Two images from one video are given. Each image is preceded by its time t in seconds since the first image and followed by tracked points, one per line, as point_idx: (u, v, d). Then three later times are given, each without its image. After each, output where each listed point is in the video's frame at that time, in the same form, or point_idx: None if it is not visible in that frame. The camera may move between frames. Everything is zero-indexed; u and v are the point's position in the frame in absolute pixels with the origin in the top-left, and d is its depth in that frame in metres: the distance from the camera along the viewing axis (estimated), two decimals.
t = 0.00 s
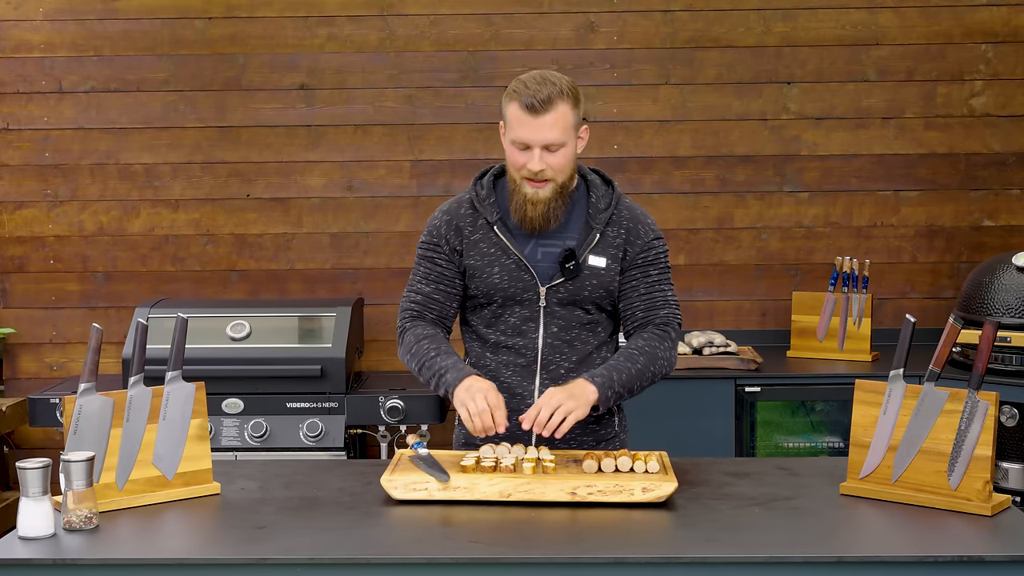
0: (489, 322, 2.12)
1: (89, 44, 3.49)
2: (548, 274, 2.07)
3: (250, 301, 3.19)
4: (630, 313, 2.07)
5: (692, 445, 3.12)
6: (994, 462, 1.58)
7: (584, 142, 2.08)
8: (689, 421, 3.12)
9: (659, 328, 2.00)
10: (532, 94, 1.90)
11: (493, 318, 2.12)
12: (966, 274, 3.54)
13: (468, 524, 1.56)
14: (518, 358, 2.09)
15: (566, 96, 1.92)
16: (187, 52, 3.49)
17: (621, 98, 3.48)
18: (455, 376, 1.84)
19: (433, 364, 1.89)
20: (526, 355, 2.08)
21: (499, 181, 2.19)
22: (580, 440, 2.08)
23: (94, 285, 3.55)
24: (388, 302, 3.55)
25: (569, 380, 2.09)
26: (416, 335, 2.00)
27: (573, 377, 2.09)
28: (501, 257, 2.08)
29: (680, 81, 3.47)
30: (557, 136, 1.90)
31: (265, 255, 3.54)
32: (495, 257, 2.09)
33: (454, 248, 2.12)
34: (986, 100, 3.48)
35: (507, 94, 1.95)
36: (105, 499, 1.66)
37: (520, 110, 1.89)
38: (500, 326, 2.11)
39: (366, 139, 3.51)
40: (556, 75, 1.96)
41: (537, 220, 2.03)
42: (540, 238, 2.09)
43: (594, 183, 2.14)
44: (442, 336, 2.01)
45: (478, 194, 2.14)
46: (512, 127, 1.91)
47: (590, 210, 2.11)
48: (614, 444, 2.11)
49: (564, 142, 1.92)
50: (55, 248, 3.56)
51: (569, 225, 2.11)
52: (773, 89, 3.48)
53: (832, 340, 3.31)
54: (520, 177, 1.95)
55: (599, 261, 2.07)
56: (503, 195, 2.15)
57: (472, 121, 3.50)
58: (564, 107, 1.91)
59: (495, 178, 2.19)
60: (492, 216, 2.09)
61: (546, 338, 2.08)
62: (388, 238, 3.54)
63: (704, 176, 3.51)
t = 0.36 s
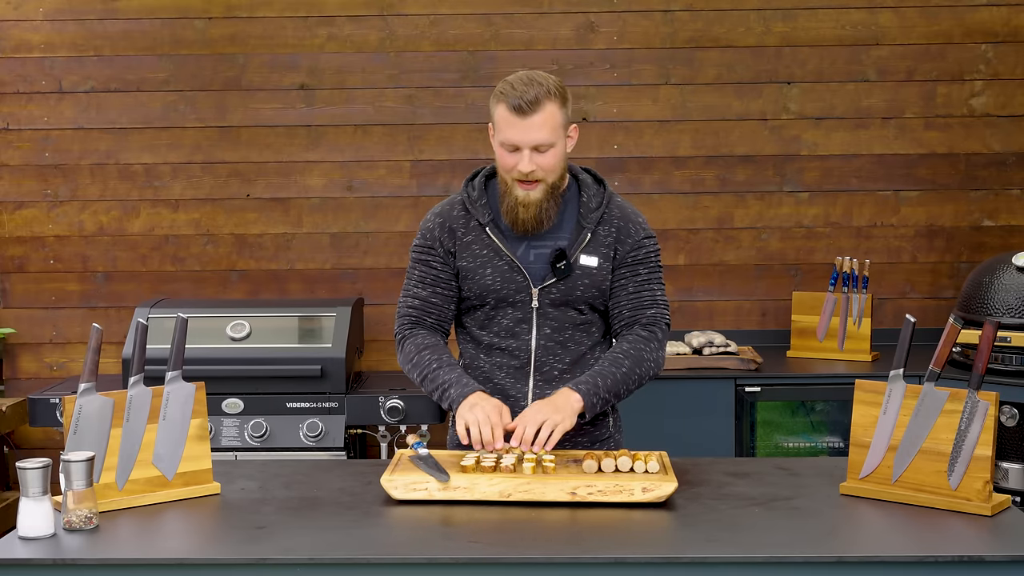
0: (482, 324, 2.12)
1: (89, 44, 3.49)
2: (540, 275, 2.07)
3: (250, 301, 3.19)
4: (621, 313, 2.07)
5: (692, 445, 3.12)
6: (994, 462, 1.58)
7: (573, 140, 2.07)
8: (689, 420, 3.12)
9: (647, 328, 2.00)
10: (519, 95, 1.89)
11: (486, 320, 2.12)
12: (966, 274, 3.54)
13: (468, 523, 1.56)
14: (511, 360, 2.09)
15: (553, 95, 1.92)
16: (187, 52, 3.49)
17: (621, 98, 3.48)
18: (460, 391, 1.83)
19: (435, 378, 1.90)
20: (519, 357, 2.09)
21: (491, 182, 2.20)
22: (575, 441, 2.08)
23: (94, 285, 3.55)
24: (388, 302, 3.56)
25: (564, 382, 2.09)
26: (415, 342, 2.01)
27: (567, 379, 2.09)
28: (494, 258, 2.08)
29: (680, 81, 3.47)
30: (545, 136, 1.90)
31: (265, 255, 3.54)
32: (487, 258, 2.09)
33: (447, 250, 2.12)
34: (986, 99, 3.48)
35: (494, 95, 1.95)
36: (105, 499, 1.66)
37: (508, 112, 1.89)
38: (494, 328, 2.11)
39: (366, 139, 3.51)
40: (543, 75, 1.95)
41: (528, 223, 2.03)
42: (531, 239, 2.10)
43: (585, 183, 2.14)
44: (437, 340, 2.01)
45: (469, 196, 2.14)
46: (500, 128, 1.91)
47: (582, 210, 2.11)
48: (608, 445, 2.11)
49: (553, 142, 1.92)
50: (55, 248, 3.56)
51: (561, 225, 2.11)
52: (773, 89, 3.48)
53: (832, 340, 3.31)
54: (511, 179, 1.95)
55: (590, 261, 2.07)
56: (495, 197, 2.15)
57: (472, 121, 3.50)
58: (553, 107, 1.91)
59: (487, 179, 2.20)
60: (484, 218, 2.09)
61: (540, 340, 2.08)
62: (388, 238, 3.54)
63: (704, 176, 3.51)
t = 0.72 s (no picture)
0: (481, 326, 2.12)
1: (89, 44, 3.49)
2: (538, 275, 2.07)
3: (250, 301, 3.19)
4: (620, 312, 2.07)
5: (692, 445, 3.12)
6: (994, 462, 1.58)
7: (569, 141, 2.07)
8: (689, 421, 3.12)
9: (647, 328, 2.00)
10: (512, 96, 1.90)
11: (484, 321, 2.11)
12: (966, 274, 3.54)
13: (468, 524, 1.56)
14: (510, 361, 2.09)
15: (547, 95, 1.92)
16: (187, 52, 3.49)
17: (621, 98, 3.48)
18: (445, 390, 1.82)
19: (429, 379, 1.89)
20: (518, 358, 2.08)
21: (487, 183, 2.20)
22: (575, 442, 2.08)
23: (94, 285, 3.55)
24: (388, 302, 3.56)
25: (563, 382, 2.09)
26: (413, 344, 2.00)
27: (566, 379, 2.09)
28: (491, 259, 2.08)
29: (680, 81, 3.47)
30: (540, 136, 1.90)
31: (265, 255, 3.54)
32: (484, 259, 2.09)
33: (444, 252, 2.12)
34: (986, 100, 3.48)
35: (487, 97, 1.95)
36: (105, 499, 1.66)
37: (501, 113, 1.89)
38: (492, 329, 2.11)
39: (366, 139, 3.51)
40: (536, 76, 1.96)
41: (523, 222, 2.02)
42: (528, 240, 2.10)
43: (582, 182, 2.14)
44: (435, 343, 2.01)
45: (465, 197, 2.14)
46: (493, 129, 1.91)
47: (578, 209, 2.11)
48: (608, 445, 2.11)
49: (547, 142, 1.92)
50: (55, 248, 3.56)
51: (558, 225, 2.12)
52: (773, 89, 3.48)
53: (832, 339, 3.31)
54: (506, 179, 1.94)
55: (588, 260, 2.07)
56: (491, 198, 2.15)
57: (472, 121, 3.50)
58: (546, 107, 1.91)
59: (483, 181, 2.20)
60: (480, 219, 2.09)
61: (539, 340, 2.08)
62: (388, 238, 3.54)
63: (704, 176, 3.51)
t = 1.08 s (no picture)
0: (480, 327, 2.12)
1: (89, 44, 3.49)
2: (536, 276, 2.07)
3: (250, 301, 3.19)
4: (619, 313, 2.07)
5: (692, 445, 3.12)
6: (994, 462, 1.58)
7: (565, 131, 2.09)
8: (689, 421, 3.12)
9: (647, 328, 2.01)
10: (512, 73, 1.92)
11: (483, 322, 2.11)
12: (966, 274, 3.54)
13: (468, 524, 1.56)
14: (509, 362, 2.09)
15: (547, 76, 1.94)
16: (187, 52, 3.49)
17: (621, 98, 3.48)
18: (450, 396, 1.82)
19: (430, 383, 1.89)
20: (518, 359, 2.08)
21: (484, 183, 2.20)
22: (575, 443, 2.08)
23: (94, 285, 3.55)
24: (388, 302, 3.56)
25: (562, 383, 2.09)
26: (412, 347, 2.00)
27: (565, 380, 2.09)
28: (489, 260, 2.08)
29: (680, 81, 3.47)
30: (542, 110, 1.91)
31: (265, 255, 3.54)
32: (482, 261, 2.08)
33: (441, 254, 2.11)
34: (986, 99, 3.48)
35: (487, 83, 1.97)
36: (105, 499, 1.66)
37: (502, 90, 1.91)
38: (491, 331, 2.11)
39: (366, 139, 3.51)
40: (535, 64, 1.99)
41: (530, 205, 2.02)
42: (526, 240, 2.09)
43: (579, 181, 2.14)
44: (434, 345, 2.01)
45: (462, 198, 2.14)
46: (494, 107, 1.92)
47: (576, 209, 2.11)
48: (607, 445, 2.11)
49: (549, 117, 1.92)
50: (55, 248, 3.56)
51: (555, 225, 2.12)
52: (773, 89, 3.48)
53: (833, 340, 3.31)
54: (509, 158, 1.94)
55: (587, 260, 2.07)
56: (488, 198, 2.15)
57: (472, 121, 3.49)
58: (547, 85, 1.93)
59: (480, 181, 2.20)
60: (478, 220, 2.09)
61: (538, 341, 2.08)
62: (388, 238, 3.54)
63: (704, 176, 3.51)
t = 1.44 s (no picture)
0: (480, 326, 2.12)
1: (89, 44, 3.49)
2: (536, 275, 2.07)
3: (250, 301, 3.19)
4: (620, 312, 2.08)
5: (692, 445, 3.12)
6: (994, 462, 1.58)
7: (567, 138, 2.07)
8: (689, 421, 3.12)
9: (647, 329, 2.01)
10: (512, 95, 1.90)
11: (484, 322, 2.11)
12: (965, 274, 3.54)
13: (467, 524, 1.56)
14: (510, 361, 2.09)
15: (546, 93, 1.92)
16: (187, 52, 3.49)
17: (621, 98, 3.48)
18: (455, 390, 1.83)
19: (432, 380, 1.89)
20: (518, 358, 2.08)
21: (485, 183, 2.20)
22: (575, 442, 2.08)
23: (94, 285, 3.55)
24: (388, 301, 3.56)
25: (562, 382, 2.09)
26: (413, 346, 2.00)
27: (565, 379, 2.09)
28: (490, 260, 2.08)
29: (680, 81, 3.47)
30: (540, 134, 1.90)
31: (265, 255, 3.54)
32: (483, 260, 2.08)
33: (442, 253, 2.11)
34: (986, 99, 3.48)
35: (486, 96, 1.95)
36: (105, 499, 1.66)
37: (501, 112, 1.90)
38: (492, 330, 2.11)
39: (366, 139, 3.51)
40: (535, 74, 1.96)
41: (526, 221, 2.03)
42: (527, 240, 2.09)
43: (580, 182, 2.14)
44: (435, 344, 2.01)
45: (463, 198, 2.14)
46: (494, 128, 1.91)
47: (576, 209, 2.11)
48: (608, 444, 2.11)
49: (548, 140, 1.92)
50: (55, 248, 3.56)
51: (556, 225, 2.12)
52: (773, 89, 3.48)
53: (833, 339, 3.31)
54: (507, 179, 1.94)
55: (587, 260, 2.07)
56: (489, 198, 2.15)
57: (472, 121, 3.50)
58: (546, 106, 1.91)
59: (481, 181, 2.20)
60: (478, 220, 2.09)
61: (538, 340, 2.08)
62: (388, 238, 3.54)
63: (704, 176, 3.51)
